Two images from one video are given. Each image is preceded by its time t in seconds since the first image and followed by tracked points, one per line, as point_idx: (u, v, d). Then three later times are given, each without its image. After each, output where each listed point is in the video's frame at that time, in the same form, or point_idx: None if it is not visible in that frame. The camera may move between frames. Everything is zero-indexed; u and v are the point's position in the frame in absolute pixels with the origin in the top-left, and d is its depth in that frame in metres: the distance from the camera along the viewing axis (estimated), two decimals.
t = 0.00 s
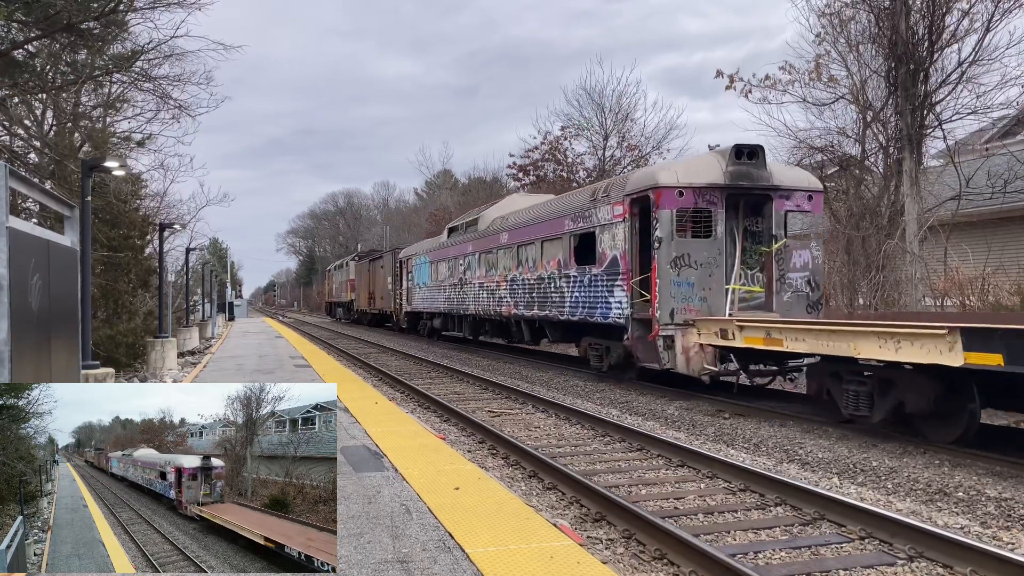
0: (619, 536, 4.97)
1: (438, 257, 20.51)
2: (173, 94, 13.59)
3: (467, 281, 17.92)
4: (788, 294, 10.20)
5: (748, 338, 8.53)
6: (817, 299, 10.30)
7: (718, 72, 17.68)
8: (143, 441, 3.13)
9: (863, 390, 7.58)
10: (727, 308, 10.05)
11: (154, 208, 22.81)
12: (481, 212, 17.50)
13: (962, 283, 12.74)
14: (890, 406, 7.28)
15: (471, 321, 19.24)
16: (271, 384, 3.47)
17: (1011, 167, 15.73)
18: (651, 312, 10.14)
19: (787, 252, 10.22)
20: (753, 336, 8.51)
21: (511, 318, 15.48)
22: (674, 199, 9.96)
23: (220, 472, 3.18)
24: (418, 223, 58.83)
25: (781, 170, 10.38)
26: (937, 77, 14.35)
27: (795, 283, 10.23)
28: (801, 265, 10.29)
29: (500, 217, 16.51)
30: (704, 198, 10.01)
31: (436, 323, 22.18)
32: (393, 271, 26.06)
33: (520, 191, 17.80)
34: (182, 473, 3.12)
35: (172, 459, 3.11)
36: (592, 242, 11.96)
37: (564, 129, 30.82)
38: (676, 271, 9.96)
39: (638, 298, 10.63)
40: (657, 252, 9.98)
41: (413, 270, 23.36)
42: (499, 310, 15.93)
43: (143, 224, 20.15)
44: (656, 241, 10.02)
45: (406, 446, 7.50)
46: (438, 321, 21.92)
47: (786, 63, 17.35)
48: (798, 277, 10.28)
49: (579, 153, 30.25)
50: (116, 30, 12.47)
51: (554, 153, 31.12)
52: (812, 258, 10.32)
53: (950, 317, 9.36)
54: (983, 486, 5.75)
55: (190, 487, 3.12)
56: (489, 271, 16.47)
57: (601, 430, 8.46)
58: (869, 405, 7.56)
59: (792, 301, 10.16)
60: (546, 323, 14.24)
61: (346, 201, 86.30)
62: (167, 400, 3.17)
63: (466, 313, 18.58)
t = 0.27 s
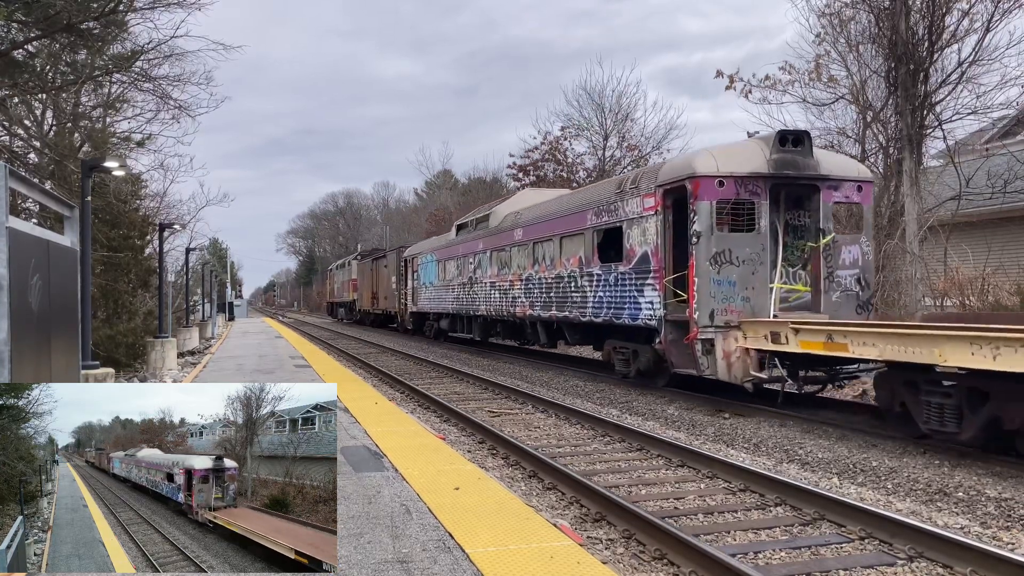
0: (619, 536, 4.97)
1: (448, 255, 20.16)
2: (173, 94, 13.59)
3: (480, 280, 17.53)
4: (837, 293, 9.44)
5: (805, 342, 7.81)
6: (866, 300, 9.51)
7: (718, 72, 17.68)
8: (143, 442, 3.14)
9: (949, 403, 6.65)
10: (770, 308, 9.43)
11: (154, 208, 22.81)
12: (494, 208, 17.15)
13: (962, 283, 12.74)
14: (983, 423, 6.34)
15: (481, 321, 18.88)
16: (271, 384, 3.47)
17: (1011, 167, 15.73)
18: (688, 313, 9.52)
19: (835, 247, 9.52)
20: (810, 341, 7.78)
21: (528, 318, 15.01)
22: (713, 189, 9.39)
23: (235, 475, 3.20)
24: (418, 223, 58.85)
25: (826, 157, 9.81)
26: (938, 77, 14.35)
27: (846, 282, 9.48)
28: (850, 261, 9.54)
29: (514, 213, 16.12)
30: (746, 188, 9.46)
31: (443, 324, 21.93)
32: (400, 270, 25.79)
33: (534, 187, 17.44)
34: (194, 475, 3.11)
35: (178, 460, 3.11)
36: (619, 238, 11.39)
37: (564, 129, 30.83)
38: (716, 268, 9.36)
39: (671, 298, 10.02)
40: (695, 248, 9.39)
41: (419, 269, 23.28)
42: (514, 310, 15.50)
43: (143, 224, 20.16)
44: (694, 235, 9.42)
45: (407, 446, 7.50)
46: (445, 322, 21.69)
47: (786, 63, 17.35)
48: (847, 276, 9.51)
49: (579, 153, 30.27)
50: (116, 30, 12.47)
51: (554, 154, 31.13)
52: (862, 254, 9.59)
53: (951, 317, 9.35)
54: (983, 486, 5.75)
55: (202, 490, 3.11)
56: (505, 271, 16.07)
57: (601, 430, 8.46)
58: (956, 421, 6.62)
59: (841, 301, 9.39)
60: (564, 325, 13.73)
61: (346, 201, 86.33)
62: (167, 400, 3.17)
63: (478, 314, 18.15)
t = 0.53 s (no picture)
0: (619, 536, 4.97)
1: (459, 253, 19.66)
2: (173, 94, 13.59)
3: (494, 278, 16.98)
4: (895, 292, 8.74)
5: (876, 348, 6.97)
6: (927, 299, 8.83)
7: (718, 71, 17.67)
8: (143, 441, 3.15)
9: None
10: (825, 310, 8.54)
11: (154, 208, 22.82)
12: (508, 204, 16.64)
13: (962, 283, 12.73)
14: None
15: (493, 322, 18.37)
16: (271, 384, 3.47)
17: (1011, 167, 15.72)
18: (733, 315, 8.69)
19: (893, 242, 8.78)
20: (882, 347, 6.95)
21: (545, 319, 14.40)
22: (761, 177, 8.56)
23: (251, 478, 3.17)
24: (419, 223, 58.85)
25: (883, 143, 8.99)
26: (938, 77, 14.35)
27: (904, 279, 8.79)
28: (909, 257, 8.83)
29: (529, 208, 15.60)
30: (796, 176, 8.62)
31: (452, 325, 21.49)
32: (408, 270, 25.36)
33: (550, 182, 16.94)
34: (208, 477, 3.08)
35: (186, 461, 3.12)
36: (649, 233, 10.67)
37: (564, 129, 30.83)
38: (765, 266, 8.52)
39: (712, 298, 9.22)
40: (741, 243, 8.58)
41: (426, 268, 23.06)
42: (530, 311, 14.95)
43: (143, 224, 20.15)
44: (740, 229, 8.60)
45: (407, 446, 7.50)
46: (452, 323, 21.33)
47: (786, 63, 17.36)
48: (906, 273, 8.82)
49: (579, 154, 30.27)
50: (116, 30, 12.46)
51: (554, 154, 31.15)
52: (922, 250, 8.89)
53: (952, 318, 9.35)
54: (983, 486, 5.75)
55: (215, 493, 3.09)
56: (521, 269, 15.51)
57: (601, 430, 8.46)
58: None
59: (899, 301, 8.70)
60: (585, 326, 13.09)
61: (346, 202, 86.34)
62: (167, 400, 3.17)
63: (491, 314, 17.60)
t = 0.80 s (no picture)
0: (619, 536, 4.97)
1: (470, 250, 19.07)
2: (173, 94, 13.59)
3: (509, 277, 16.34)
4: (965, 291, 8.04)
5: (965, 355, 6.20)
6: (999, 298, 8.20)
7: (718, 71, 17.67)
8: (143, 442, 3.15)
9: None
10: (889, 310, 7.82)
11: (154, 208, 22.82)
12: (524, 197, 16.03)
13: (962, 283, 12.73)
14: None
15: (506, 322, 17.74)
16: (272, 385, 3.46)
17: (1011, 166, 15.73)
18: (787, 315, 7.99)
19: (964, 235, 8.07)
20: (971, 353, 6.18)
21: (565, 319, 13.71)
22: (819, 162, 7.86)
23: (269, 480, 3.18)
24: (420, 223, 58.86)
25: (951, 125, 8.28)
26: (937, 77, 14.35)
27: (975, 277, 8.09)
28: (978, 253, 8.16)
29: (547, 202, 14.98)
30: (858, 161, 7.91)
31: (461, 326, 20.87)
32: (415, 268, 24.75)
33: (568, 175, 16.32)
34: (223, 480, 3.08)
35: (192, 463, 3.13)
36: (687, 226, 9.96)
37: (564, 129, 30.84)
38: (824, 261, 7.82)
39: (760, 298, 8.51)
40: (797, 235, 7.89)
41: (433, 266, 22.54)
42: (548, 311, 14.32)
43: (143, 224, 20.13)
44: (795, 220, 7.91)
45: (407, 446, 7.50)
46: (460, 323, 20.82)
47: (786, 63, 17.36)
48: (976, 270, 8.14)
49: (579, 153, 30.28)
50: (116, 30, 12.45)
51: (554, 154, 31.16)
52: (990, 244, 8.23)
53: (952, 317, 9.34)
54: (983, 486, 5.75)
55: (231, 499, 3.10)
56: (538, 267, 14.85)
57: (601, 429, 8.46)
58: None
59: (970, 301, 8.02)
60: (609, 327, 12.37)
61: (346, 201, 86.34)
62: (167, 400, 3.17)
63: (504, 315, 16.95)
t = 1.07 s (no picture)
0: (619, 536, 4.97)
1: (483, 247, 18.43)
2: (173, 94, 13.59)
3: (526, 276, 15.66)
4: None
5: None
6: None
7: (718, 71, 17.68)
8: (143, 441, 3.15)
9: None
10: (971, 310, 7.09)
11: (154, 208, 22.82)
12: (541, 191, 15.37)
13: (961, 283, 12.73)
14: None
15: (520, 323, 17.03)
16: (272, 384, 3.45)
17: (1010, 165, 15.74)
18: (854, 316, 7.28)
19: None
20: None
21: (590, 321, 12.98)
22: (891, 144, 7.19)
23: (291, 483, 3.21)
24: (420, 223, 58.86)
25: None
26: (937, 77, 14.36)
27: None
28: None
29: (567, 196, 14.37)
30: (935, 143, 7.23)
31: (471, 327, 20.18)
32: (421, 267, 24.06)
33: (587, 168, 15.68)
34: (242, 485, 3.06)
35: (198, 464, 3.13)
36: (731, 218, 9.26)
37: (564, 129, 30.84)
38: (897, 255, 7.12)
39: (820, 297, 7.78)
40: (867, 226, 7.21)
41: (441, 264, 21.93)
42: (569, 312, 13.65)
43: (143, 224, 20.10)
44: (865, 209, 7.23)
45: (406, 446, 7.50)
46: (470, 325, 20.20)
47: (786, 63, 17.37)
48: None
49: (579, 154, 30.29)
50: (116, 30, 12.44)
51: (554, 153, 31.17)
52: None
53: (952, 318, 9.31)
54: (983, 486, 5.75)
55: (252, 505, 3.09)
56: (559, 265, 14.16)
57: (601, 429, 8.46)
58: None
59: None
60: (638, 329, 11.63)
61: (346, 201, 86.33)
62: (167, 400, 3.17)
63: (519, 316, 16.25)
